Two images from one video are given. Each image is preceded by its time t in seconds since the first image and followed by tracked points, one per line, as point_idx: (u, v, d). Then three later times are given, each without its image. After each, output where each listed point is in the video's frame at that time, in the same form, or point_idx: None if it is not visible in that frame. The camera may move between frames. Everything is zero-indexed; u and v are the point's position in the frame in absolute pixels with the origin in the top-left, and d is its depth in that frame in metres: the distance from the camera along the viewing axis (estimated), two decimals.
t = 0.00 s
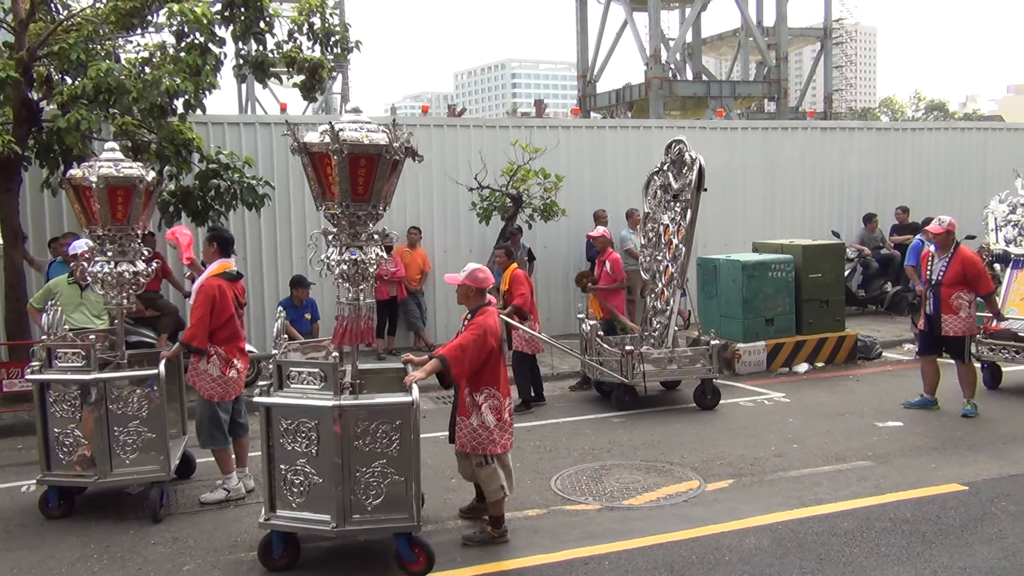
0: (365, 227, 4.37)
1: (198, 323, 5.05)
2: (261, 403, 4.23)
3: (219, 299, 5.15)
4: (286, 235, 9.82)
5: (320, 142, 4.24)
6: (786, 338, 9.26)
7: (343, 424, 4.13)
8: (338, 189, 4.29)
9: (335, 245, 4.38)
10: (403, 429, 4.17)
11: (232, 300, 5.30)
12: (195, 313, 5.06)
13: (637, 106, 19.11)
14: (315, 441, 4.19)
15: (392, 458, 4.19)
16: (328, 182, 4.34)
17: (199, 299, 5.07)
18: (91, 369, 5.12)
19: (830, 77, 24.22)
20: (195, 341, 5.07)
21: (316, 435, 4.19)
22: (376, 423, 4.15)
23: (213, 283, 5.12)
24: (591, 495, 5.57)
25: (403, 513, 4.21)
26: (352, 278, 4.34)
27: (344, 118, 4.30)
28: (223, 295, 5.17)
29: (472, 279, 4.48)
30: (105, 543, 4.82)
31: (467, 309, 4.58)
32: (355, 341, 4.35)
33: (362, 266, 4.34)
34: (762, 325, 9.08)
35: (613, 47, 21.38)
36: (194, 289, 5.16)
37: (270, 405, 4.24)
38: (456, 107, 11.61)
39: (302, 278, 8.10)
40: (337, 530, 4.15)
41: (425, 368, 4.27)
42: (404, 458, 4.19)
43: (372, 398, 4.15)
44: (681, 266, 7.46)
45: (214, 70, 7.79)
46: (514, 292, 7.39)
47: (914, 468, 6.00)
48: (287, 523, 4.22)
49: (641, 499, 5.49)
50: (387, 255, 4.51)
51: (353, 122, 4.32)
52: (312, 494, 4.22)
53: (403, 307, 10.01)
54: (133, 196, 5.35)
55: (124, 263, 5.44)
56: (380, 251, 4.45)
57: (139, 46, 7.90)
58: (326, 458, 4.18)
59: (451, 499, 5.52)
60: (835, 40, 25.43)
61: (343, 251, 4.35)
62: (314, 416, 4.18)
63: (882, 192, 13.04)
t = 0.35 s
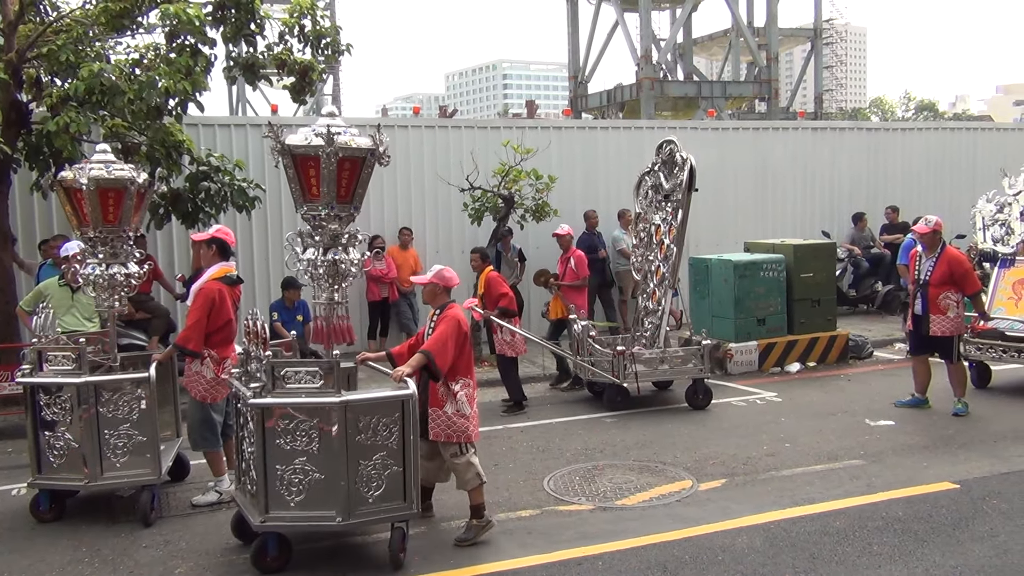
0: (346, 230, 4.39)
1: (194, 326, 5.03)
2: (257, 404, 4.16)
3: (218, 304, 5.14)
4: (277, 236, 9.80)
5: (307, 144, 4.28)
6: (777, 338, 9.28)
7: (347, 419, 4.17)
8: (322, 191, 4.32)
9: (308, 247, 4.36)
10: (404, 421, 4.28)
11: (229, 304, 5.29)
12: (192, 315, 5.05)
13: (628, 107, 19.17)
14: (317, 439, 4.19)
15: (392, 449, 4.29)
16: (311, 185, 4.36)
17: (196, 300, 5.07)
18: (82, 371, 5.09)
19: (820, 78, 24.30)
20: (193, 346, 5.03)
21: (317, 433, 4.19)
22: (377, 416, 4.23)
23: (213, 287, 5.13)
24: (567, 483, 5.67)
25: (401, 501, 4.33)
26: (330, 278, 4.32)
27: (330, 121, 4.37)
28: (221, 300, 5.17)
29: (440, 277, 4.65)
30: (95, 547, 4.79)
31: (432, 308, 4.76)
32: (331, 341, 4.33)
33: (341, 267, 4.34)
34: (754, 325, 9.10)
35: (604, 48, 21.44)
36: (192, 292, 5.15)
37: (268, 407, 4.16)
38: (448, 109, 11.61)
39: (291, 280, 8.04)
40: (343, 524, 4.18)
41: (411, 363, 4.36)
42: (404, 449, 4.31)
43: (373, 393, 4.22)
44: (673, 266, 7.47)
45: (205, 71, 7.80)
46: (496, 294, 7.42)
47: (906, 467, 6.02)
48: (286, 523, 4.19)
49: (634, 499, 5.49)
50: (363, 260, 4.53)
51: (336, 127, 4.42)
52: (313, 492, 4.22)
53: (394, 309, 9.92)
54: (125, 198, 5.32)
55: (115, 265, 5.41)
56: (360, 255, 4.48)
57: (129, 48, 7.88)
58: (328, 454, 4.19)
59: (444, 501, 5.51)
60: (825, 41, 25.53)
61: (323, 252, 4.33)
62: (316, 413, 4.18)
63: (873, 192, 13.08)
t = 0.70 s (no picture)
0: (344, 229, 4.48)
1: (184, 326, 5.01)
2: (283, 400, 4.20)
3: (209, 302, 5.11)
4: (271, 236, 9.78)
5: (320, 145, 4.31)
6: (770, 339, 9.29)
7: (371, 411, 4.35)
8: (331, 192, 4.39)
9: (305, 245, 4.42)
10: (416, 411, 4.57)
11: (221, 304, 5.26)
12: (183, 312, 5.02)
13: (622, 107, 19.21)
14: (342, 431, 4.32)
15: (404, 437, 4.56)
16: (317, 185, 4.39)
17: (188, 299, 5.04)
18: (74, 371, 5.06)
19: (814, 79, 24.35)
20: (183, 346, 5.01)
21: (342, 426, 4.31)
22: (395, 407, 4.47)
23: (203, 285, 5.10)
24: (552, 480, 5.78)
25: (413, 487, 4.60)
26: (330, 278, 4.38)
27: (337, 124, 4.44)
28: (213, 300, 5.15)
29: (416, 272, 4.95)
30: (87, 548, 4.77)
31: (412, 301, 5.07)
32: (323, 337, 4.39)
33: (341, 267, 4.41)
34: (747, 325, 9.11)
35: (599, 48, 21.47)
36: (183, 290, 5.12)
37: (295, 402, 4.21)
38: (442, 109, 11.60)
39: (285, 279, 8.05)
40: (369, 512, 4.34)
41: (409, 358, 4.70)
42: (416, 437, 4.59)
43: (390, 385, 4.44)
44: (665, 266, 7.48)
45: (199, 70, 7.76)
46: (485, 295, 7.44)
47: (899, 467, 6.04)
48: (313, 515, 4.26)
49: (627, 499, 5.49)
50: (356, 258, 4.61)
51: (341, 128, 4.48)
52: (337, 483, 4.33)
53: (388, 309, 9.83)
54: (117, 197, 5.29)
55: (107, 264, 5.39)
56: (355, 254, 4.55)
57: (122, 46, 7.86)
58: (352, 446, 4.33)
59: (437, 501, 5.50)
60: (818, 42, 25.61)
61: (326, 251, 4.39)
62: (342, 407, 4.30)
63: (865, 193, 13.12)
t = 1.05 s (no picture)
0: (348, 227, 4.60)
1: (177, 322, 5.01)
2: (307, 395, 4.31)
3: (201, 299, 5.12)
4: (266, 236, 9.78)
5: (332, 146, 4.42)
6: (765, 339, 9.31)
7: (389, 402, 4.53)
8: (340, 192, 4.51)
9: (308, 243, 4.54)
10: (424, 401, 4.79)
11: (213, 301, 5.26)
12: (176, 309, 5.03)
13: (617, 108, 19.26)
14: (361, 423, 4.48)
15: (414, 428, 4.77)
16: (326, 186, 4.49)
17: (180, 295, 5.05)
18: (67, 371, 5.05)
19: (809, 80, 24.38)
20: (177, 343, 5.00)
21: (362, 417, 4.47)
22: (407, 398, 4.67)
23: (196, 282, 5.11)
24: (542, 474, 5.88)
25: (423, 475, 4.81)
26: (335, 276, 4.53)
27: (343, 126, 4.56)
28: (204, 297, 5.15)
29: (423, 270, 5.12)
30: (80, 548, 4.76)
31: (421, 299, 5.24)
32: (333, 332, 4.60)
33: (346, 265, 4.55)
34: (741, 326, 9.13)
35: (594, 49, 21.54)
36: (173, 288, 5.12)
37: (319, 396, 4.33)
38: (437, 109, 11.60)
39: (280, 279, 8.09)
40: (388, 500, 4.52)
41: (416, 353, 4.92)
42: (424, 426, 4.81)
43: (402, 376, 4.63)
44: (658, 266, 7.49)
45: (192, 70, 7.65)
46: (478, 296, 7.41)
47: (892, 467, 6.05)
48: (337, 505, 4.41)
49: (621, 500, 5.49)
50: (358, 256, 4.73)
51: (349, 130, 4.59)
52: (357, 473, 4.49)
53: (384, 309, 9.89)
54: (110, 197, 5.28)
55: (101, 264, 5.38)
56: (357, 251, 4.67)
57: (116, 46, 7.85)
58: (371, 437, 4.50)
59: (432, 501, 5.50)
60: (814, 42, 25.63)
61: (333, 250, 4.51)
62: (361, 400, 4.46)
63: (860, 194, 13.14)
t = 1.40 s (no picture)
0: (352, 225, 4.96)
1: (173, 323, 5.00)
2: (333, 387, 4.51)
3: (196, 299, 5.11)
4: (261, 237, 9.77)
5: (349, 150, 4.80)
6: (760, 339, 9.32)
7: (405, 393, 4.78)
8: (352, 193, 4.90)
9: (319, 242, 4.91)
10: (431, 392, 5.05)
11: (208, 301, 5.25)
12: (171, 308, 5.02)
13: (612, 108, 19.29)
14: (381, 413, 4.71)
15: (423, 417, 5.02)
16: (339, 187, 4.86)
17: (176, 295, 5.04)
18: (62, 372, 5.04)
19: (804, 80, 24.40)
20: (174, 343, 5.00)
21: (381, 408, 4.71)
22: (419, 389, 4.93)
23: (191, 282, 5.10)
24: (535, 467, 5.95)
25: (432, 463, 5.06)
26: (344, 273, 4.89)
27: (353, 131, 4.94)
28: (200, 296, 5.14)
29: (412, 270, 5.24)
30: (76, 550, 4.75)
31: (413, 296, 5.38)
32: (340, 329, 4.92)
33: (354, 261, 4.93)
34: (736, 326, 9.13)
35: (589, 49, 21.57)
36: (169, 288, 5.11)
37: (344, 388, 4.54)
38: (432, 109, 11.60)
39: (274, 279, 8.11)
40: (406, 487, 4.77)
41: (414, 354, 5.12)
42: (431, 417, 5.06)
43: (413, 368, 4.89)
44: (652, 266, 7.50)
45: (187, 70, 7.88)
46: (473, 296, 7.42)
47: (887, 467, 6.06)
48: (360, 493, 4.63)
49: (617, 500, 5.49)
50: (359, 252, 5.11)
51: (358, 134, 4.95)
52: (376, 462, 4.72)
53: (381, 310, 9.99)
54: (104, 198, 5.26)
55: (95, 266, 5.36)
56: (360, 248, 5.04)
57: (110, 47, 7.85)
58: (389, 426, 4.74)
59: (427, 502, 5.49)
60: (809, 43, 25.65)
61: (343, 247, 4.89)
62: (379, 392, 4.69)
63: (855, 193, 13.16)
